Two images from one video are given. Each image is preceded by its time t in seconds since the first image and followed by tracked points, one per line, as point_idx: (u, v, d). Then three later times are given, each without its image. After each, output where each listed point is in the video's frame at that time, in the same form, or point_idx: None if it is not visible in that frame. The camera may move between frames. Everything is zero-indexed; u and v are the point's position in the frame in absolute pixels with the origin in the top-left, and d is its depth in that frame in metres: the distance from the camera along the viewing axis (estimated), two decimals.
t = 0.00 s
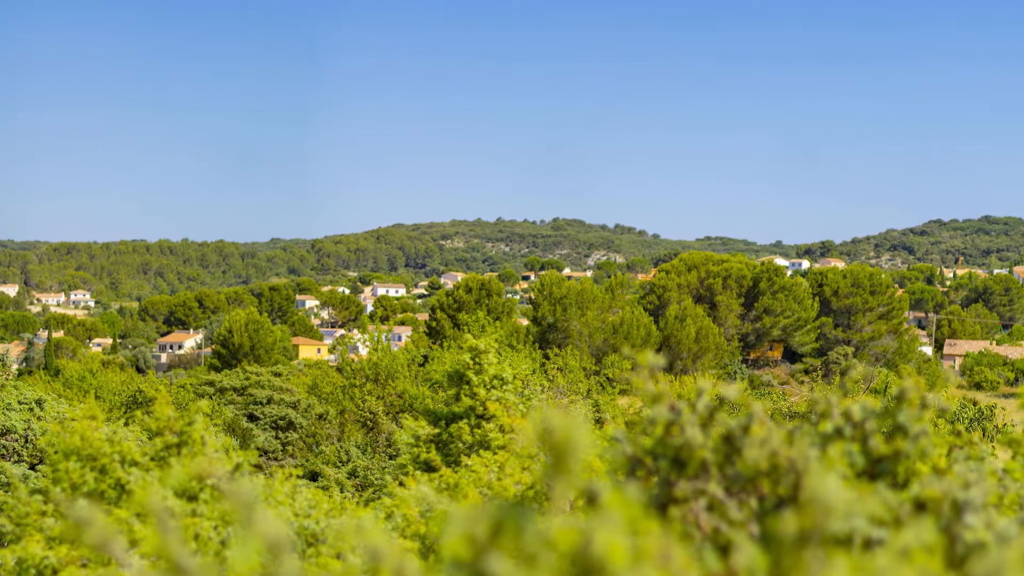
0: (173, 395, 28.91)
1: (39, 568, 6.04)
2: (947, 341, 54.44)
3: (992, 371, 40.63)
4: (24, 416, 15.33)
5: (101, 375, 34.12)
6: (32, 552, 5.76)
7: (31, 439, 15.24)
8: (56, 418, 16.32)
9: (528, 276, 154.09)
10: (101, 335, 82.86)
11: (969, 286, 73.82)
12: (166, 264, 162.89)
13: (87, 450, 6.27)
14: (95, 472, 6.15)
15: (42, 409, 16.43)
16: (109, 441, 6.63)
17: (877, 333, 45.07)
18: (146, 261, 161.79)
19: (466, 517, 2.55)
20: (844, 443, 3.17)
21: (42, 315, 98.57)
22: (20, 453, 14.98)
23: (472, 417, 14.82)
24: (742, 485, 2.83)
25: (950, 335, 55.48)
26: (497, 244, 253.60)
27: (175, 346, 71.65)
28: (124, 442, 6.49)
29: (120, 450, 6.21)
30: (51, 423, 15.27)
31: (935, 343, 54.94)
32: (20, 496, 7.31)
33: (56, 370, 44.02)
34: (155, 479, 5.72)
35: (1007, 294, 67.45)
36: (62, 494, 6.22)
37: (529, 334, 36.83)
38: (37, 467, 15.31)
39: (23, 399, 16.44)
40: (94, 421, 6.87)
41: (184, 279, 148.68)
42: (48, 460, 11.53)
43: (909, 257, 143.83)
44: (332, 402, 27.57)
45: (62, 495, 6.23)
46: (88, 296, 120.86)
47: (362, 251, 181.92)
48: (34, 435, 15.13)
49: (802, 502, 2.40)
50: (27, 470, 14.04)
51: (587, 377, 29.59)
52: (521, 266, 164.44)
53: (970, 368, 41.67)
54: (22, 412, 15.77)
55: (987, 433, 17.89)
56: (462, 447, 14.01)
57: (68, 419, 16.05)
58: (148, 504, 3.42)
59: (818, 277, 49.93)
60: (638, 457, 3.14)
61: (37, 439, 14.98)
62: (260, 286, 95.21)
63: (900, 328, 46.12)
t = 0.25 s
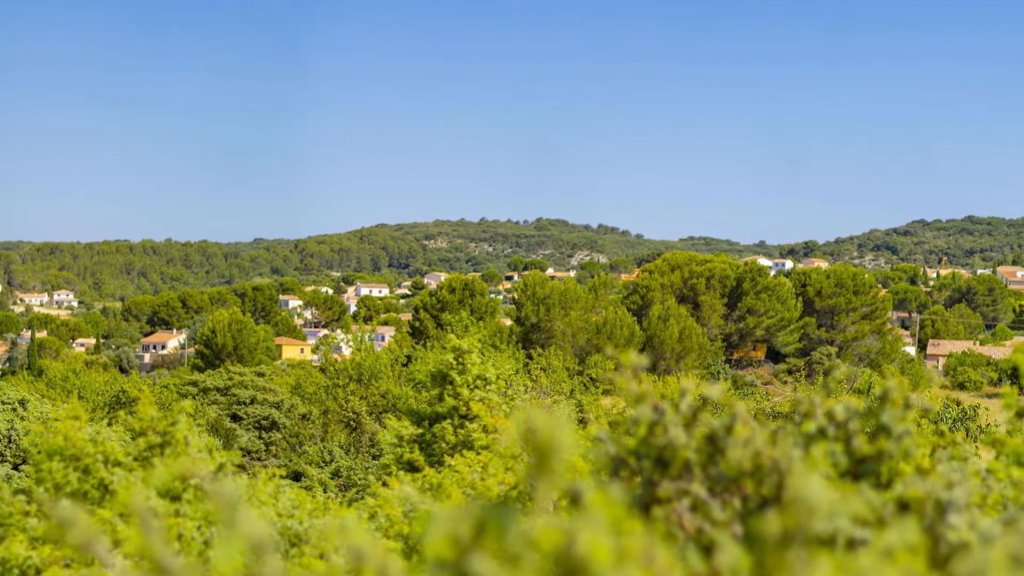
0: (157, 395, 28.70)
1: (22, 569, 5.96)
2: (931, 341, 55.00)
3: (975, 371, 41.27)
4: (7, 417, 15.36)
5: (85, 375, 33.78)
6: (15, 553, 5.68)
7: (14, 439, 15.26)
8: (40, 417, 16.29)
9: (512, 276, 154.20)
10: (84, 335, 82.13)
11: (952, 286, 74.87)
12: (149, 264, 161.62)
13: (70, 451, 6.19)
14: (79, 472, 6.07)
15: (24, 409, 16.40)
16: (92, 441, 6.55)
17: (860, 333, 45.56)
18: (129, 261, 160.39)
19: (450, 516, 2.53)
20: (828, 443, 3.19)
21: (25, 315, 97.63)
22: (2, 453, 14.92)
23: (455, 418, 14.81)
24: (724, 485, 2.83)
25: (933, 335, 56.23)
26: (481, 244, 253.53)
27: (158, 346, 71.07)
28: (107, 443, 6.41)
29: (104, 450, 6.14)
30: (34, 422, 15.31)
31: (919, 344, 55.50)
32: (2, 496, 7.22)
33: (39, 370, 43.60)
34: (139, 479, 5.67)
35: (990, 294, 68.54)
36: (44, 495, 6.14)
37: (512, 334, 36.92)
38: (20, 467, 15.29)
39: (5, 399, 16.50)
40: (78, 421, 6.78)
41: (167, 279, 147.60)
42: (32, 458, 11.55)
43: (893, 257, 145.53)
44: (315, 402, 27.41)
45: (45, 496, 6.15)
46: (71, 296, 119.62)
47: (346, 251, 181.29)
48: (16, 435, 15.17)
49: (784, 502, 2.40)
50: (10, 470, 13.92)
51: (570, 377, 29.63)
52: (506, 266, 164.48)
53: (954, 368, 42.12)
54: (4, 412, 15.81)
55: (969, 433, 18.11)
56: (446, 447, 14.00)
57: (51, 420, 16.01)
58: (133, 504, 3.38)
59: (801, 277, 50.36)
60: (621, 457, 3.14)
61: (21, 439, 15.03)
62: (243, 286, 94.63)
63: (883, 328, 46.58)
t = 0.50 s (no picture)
0: (139, 395, 28.44)
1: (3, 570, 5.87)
2: (914, 340, 55.55)
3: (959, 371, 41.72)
4: None
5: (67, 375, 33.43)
6: None
7: None
8: (22, 417, 16.07)
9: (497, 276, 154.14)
10: (68, 335, 81.25)
11: (936, 286, 75.66)
12: (131, 264, 160.09)
13: (53, 451, 6.09)
14: (62, 473, 5.97)
15: (6, 409, 16.23)
16: (75, 441, 6.45)
17: (844, 333, 45.72)
18: (111, 261, 158.79)
19: (433, 517, 2.52)
20: (811, 443, 3.21)
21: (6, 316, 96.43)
22: None
23: (438, 418, 14.76)
24: (708, 485, 2.84)
25: (917, 334, 56.84)
26: (465, 243, 253.28)
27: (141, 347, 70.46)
28: (91, 443, 6.32)
29: (87, 450, 6.06)
30: (17, 423, 15.12)
31: (903, 343, 56.05)
32: None
33: (21, 371, 43.11)
34: (123, 478, 5.60)
35: (974, 294, 69.39)
36: (26, 495, 6.04)
37: (496, 335, 36.90)
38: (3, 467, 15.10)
39: None
40: (61, 422, 6.68)
41: (150, 279, 146.28)
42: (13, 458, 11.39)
43: (875, 257, 146.95)
44: (298, 402, 27.23)
45: (27, 496, 6.06)
46: (55, 297, 118.49)
47: (329, 251, 180.43)
48: None
49: (768, 502, 2.41)
50: None
51: (553, 377, 29.64)
52: (490, 266, 164.38)
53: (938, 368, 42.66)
54: None
55: (952, 432, 18.31)
56: (429, 447, 13.96)
57: (34, 420, 15.81)
58: (113, 503, 3.33)
59: (784, 277, 50.65)
60: (605, 457, 3.14)
61: (3, 439, 14.85)
62: (227, 286, 93.91)
63: (866, 328, 46.82)
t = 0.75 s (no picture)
0: (122, 395, 28.19)
1: None
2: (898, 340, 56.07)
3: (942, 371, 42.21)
4: None
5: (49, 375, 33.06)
6: None
7: None
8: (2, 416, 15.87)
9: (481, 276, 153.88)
10: (51, 335, 80.32)
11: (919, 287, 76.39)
12: (113, 264, 158.53)
13: (36, 451, 5.99)
14: (45, 472, 5.87)
15: None
16: (58, 441, 6.36)
17: (827, 333, 46.16)
18: (93, 261, 157.13)
19: (416, 516, 2.49)
20: (795, 443, 3.23)
21: None
22: None
23: (421, 418, 14.71)
24: (692, 484, 2.84)
25: (901, 335, 57.41)
26: (450, 244, 252.83)
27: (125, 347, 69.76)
28: (73, 444, 6.23)
29: (70, 450, 5.97)
30: None
31: (887, 343, 56.56)
32: None
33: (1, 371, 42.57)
34: (107, 479, 5.52)
35: (958, 293, 70.17)
36: (8, 496, 5.93)
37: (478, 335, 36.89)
38: None
39: None
40: (44, 421, 6.58)
41: (132, 279, 144.85)
42: None
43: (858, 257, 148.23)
44: (282, 403, 27.04)
45: (9, 497, 5.95)
46: (37, 296, 117.22)
47: (312, 251, 179.43)
48: None
49: (751, 502, 2.42)
50: None
51: (537, 377, 29.62)
52: (475, 266, 164.19)
53: (921, 368, 43.14)
54: None
55: (936, 433, 18.47)
56: (412, 447, 13.90)
57: (15, 419, 15.63)
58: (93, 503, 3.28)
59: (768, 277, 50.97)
60: (588, 457, 3.13)
61: None
62: (210, 286, 93.18)
63: (849, 328, 47.31)
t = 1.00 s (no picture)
0: (105, 395, 27.90)
1: None
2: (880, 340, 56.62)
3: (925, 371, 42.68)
4: None
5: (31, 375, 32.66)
6: None
7: None
8: None
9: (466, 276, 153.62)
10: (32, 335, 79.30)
11: (902, 288, 77.32)
12: (95, 263, 156.72)
13: (19, 450, 5.90)
14: (28, 472, 5.77)
15: None
16: (40, 442, 6.26)
17: (811, 333, 46.52)
18: (74, 260, 155.29)
19: (399, 516, 2.48)
20: (778, 443, 3.24)
21: None
22: None
23: (405, 417, 14.64)
24: (675, 485, 2.84)
25: (884, 335, 57.98)
26: (434, 243, 252.30)
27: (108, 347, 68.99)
28: (56, 444, 6.15)
29: (53, 450, 5.90)
30: None
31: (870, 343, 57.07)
32: None
33: None
34: (90, 479, 5.45)
35: (940, 294, 71.10)
36: None
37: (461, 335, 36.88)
38: None
39: None
40: (26, 421, 6.48)
41: (114, 279, 143.24)
42: None
43: (841, 257, 149.55)
44: (265, 403, 26.84)
45: None
46: (17, 296, 115.62)
47: (295, 251, 178.25)
48: None
49: (735, 502, 2.42)
50: None
51: (521, 378, 29.59)
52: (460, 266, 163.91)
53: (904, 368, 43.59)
54: None
55: (919, 433, 18.64)
56: (396, 447, 13.85)
57: None
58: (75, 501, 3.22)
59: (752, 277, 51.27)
60: (572, 458, 3.13)
61: None
62: (193, 285, 92.31)
63: (832, 328, 47.71)
